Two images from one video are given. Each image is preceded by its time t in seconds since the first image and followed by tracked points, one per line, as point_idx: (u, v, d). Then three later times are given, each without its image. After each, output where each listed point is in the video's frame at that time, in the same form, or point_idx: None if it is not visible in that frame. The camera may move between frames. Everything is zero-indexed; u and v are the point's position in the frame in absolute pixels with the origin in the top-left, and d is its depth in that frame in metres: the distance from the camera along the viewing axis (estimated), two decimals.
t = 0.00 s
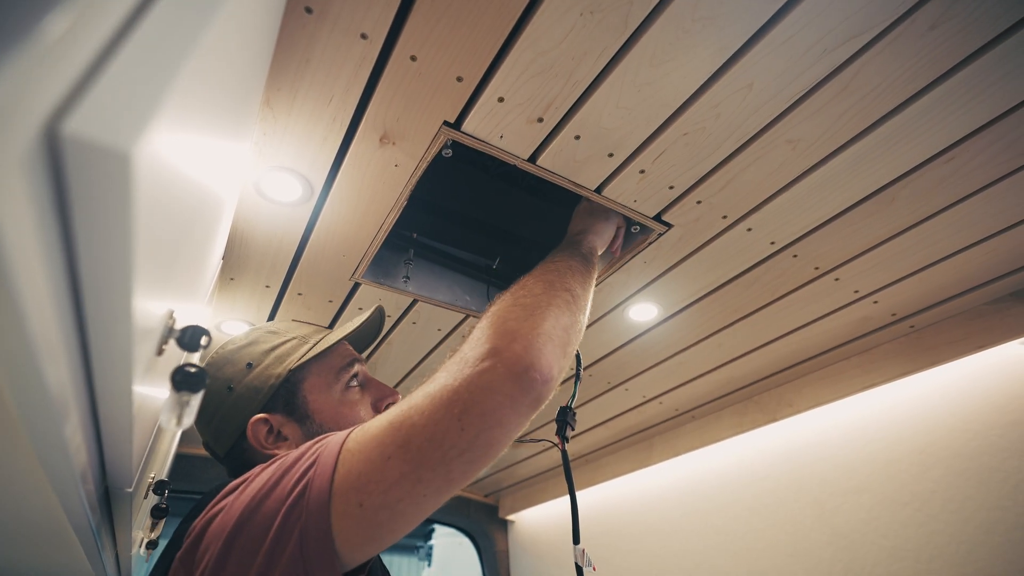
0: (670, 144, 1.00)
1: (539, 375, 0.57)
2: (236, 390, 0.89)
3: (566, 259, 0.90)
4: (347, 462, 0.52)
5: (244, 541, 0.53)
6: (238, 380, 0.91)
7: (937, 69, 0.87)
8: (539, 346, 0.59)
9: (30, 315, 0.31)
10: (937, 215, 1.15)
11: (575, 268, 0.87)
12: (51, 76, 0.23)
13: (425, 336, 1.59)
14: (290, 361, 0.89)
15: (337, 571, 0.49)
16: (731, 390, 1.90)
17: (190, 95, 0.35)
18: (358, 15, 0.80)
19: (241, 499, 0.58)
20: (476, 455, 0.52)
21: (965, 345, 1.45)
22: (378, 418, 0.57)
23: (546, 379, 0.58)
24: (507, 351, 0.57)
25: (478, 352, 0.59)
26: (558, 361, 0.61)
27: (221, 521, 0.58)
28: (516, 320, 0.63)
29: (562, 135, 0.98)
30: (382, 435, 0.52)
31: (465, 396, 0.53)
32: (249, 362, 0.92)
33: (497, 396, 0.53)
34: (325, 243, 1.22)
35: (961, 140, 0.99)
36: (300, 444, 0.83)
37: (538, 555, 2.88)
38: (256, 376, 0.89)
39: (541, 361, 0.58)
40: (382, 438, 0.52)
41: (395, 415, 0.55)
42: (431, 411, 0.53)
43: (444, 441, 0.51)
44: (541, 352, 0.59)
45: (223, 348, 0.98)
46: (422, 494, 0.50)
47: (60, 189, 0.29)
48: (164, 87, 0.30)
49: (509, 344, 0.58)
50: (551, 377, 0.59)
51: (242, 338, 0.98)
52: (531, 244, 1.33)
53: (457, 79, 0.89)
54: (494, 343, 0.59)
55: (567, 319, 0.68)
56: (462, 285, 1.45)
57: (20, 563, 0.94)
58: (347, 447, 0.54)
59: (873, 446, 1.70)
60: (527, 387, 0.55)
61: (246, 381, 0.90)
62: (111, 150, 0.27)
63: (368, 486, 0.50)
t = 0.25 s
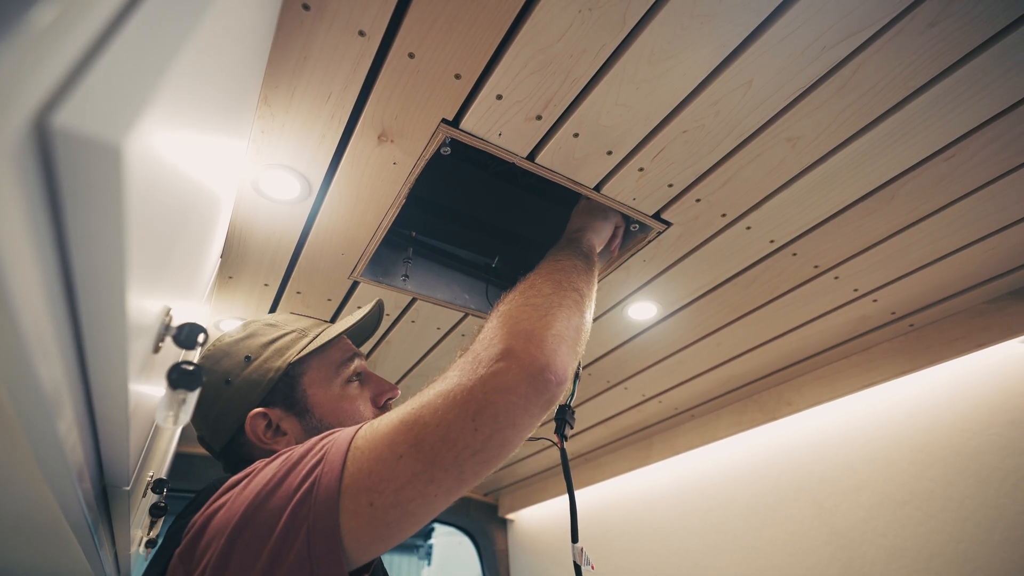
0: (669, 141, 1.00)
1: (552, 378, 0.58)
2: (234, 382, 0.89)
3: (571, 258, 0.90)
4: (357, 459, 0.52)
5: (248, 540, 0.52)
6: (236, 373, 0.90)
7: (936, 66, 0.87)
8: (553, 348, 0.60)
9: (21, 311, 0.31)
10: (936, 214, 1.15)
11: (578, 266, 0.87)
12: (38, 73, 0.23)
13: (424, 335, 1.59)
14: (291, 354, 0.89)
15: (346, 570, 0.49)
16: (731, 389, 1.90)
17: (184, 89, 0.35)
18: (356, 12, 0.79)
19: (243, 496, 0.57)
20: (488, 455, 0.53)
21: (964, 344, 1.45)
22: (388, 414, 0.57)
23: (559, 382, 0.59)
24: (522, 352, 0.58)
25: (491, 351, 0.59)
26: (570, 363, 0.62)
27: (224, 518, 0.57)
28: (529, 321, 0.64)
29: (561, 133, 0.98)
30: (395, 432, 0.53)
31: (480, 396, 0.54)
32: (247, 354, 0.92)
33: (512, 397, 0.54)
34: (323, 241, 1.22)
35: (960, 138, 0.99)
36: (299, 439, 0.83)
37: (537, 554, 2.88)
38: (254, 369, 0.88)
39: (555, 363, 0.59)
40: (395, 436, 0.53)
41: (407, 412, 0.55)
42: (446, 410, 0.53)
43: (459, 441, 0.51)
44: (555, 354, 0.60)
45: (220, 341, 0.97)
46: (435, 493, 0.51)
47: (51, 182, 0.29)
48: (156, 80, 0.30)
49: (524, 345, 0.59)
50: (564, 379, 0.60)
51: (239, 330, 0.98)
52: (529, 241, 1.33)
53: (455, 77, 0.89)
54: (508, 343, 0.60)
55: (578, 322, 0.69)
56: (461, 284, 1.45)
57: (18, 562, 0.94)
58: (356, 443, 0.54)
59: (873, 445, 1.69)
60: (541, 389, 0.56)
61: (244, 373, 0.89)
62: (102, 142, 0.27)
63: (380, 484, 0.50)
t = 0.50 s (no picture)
0: (668, 140, 0.99)
1: (564, 407, 0.56)
2: (224, 377, 0.88)
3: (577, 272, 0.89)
4: (355, 477, 0.52)
5: (244, 542, 0.53)
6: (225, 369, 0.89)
7: (935, 64, 0.87)
8: (566, 375, 0.58)
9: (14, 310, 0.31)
10: (935, 212, 1.15)
11: (586, 283, 0.86)
12: (29, 65, 0.23)
13: (422, 333, 1.58)
14: (280, 349, 0.89)
15: None
16: (730, 388, 1.90)
17: (177, 85, 0.35)
18: (353, 9, 0.79)
19: (235, 502, 0.58)
20: (491, 486, 0.51)
21: (963, 342, 1.45)
22: (389, 430, 0.56)
23: (570, 410, 0.57)
24: (533, 376, 0.56)
25: (501, 369, 0.57)
26: (582, 390, 0.60)
27: (216, 522, 0.57)
28: (542, 342, 0.61)
29: (558, 131, 0.97)
30: (395, 453, 0.52)
31: (487, 420, 0.52)
32: (236, 350, 0.91)
33: (521, 425, 0.53)
34: (321, 239, 1.22)
35: (959, 136, 0.99)
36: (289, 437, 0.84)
37: (536, 552, 2.88)
38: (244, 364, 0.88)
39: (566, 391, 0.57)
40: (395, 458, 0.51)
41: (409, 431, 0.54)
42: (450, 434, 0.52)
43: (461, 469, 0.50)
44: (568, 381, 0.58)
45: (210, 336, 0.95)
46: (432, 522, 0.50)
47: (43, 180, 0.29)
48: (147, 75, 0.30)
49: (535, 368, 0.57)
50: (575, 408, 0.58)
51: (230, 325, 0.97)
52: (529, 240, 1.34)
53: (452, 75, 0.89)
54: (519, 363, 0.58)
55: (591, 345, 0.67)
56: (460, 283, 1.44)
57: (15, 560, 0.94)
58: (354, 459, 0.54)
59: (872, 443, 1.69)
60: (551, 419, 0.55)
61: (234, 368, 0.88)
62: (93, 138, 0.27)
63: (377, 509, 0.49)
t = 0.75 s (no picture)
0: (667, 138, 0.99)
1: (586, 436, 0.55)
2: (217, 374, 0.88)
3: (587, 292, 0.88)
4: (364, 494, 0.52)
5: (247, 548, 0.53)
6: (218, 365, 0.89)
7: (936, 62, 0.87)
8: (590, 402, 0.57)
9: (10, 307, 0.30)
10: (936, 211, 1.14)
11: (598, 304, 0.84)
12: (24, 61, 0.23)
13: (422, 333, 1.58)
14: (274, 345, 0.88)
15: None
16: (730, 387, 1.90)
17: (173, 82, 0.34)
18: (351, 7, 0.79)
19: (239, 506, 0.57)
20: (504, 513, 0.51)
21: (964, 341, 1.44)
22: (403, 446, 0.55)
23: (592, 439, 0.56)
24: (555, 401, 0.55)
25: (522, 391, 0.57)
26: (605, 418, 0.59)
27: (219, 526, 0.57)
28: (566, 368, 0.60)
29: (557, 130, 0.97)
30: (407, 472, 0.52)
31: (506, 446, 0.51)
32: (230, 346, 0.91)
33: (540, 453, 0.52)
34: (320, 238, 1.22)
35: (960, 134, 0.98)
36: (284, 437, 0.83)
37: (536, 552, 2.88)
38: (238, 360, 0.88)
39: (590, 419, 0.56)
40: (408, 477, 0.51)
41: (423, 450, 0.53)
42: (467, 458, 0.51)
43: (475, 495, 0.50)
44: (591, 409, 0.57)
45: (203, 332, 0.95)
46: (442, 546, 0.50)
47: (37, 177, 0.28)
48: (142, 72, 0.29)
49: (558, 395, 0.56)
50: (597, 436, 0.57)
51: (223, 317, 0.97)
52: (528, 239, 1.37)
53: (451, 73, 0.88)
54: (542, 387, 0.57)
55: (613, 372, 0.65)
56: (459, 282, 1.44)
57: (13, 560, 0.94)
58: (364, 473, 0.54)
59: (872, 442, 1.69)
60: (572, 447, 0.54)
61: (228, 365, 0.88)
62: (87, 136, 0.27)
63: (386, 529, 0.50)
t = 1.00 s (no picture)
0: (668, 139, 0.99)
1: (592, 410, 0.58)
2: (208, 372, 0.89)
3: (584, 274, 0.89)
4: (386, 477, 0.52)
5: (264, 539, 0.51)
6: (212, 364, 0.90)
7: (936, 63, 0.87)
8: (595, 379, 0.60)
9: (18, 310, 0.31)
10: (935, 212, 1.15)
11: (594, 284, 0.86)
12: (32, 70, 0.23)
13: (422, 332, 1.59)
14: (265, 343, 0.89)
15: None
16: (730, 387, 1.90)
17: (178, 87, 0.35)
18: (353, 9, 0.79)
19: (252, 496, 0.56)
20: (523, 486, 0.53)
21: (964, 341, 1.44)
22: (420, 431, 0.56)
23: (596, 414, 0.59)
24: (565, 381, 0.57)
25: (532, 373, 0.59)
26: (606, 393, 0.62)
27: (231, 516, 0.55)
28: (568, 347, 0.63)
29: (558, 130, 0.97)
30: (430, 454, 0.53)
31: (523, 424, 0.54)
32: (220, 344, 0.92)
33: (555, 430, 0.54)
34: (321, 238, 1.22)
35: (960, 135, 0.99)
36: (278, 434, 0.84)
37: (536, 550, 2.89)
38: (231, 358, 0.89)
39: (596, 396, 0.59)
40: (432, 458, 0.53)
41: (443, 433, 0.55)
42: (487, 437, 0.53)
43: (497, 471, 0.52)
44: (596, 386, 0.60)
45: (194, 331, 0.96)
46: (465, 520, 0.52)
47: (44, 181, 0.28)
48: (149, 78, 0.29)
49: (567, 375, 0.58)
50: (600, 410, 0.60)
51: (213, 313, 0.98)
52: (528, 239, 1.38)
53: (453, 74, 0.89)
54: (550, 367, 0.59)
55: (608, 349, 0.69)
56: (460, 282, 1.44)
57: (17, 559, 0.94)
58: (383, 458, 0.54)
59: (872, 442, 1.70)
60: (581, 422, 0.57)
61: (219, 363, 0.89)
62: (94, 142, 0.27)
63: (413, 510, 0.50)
